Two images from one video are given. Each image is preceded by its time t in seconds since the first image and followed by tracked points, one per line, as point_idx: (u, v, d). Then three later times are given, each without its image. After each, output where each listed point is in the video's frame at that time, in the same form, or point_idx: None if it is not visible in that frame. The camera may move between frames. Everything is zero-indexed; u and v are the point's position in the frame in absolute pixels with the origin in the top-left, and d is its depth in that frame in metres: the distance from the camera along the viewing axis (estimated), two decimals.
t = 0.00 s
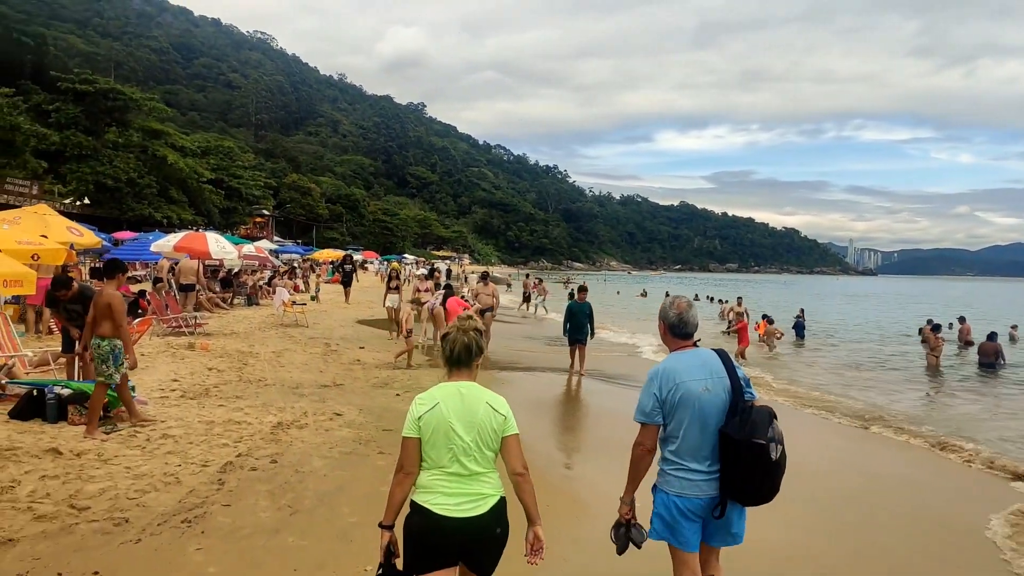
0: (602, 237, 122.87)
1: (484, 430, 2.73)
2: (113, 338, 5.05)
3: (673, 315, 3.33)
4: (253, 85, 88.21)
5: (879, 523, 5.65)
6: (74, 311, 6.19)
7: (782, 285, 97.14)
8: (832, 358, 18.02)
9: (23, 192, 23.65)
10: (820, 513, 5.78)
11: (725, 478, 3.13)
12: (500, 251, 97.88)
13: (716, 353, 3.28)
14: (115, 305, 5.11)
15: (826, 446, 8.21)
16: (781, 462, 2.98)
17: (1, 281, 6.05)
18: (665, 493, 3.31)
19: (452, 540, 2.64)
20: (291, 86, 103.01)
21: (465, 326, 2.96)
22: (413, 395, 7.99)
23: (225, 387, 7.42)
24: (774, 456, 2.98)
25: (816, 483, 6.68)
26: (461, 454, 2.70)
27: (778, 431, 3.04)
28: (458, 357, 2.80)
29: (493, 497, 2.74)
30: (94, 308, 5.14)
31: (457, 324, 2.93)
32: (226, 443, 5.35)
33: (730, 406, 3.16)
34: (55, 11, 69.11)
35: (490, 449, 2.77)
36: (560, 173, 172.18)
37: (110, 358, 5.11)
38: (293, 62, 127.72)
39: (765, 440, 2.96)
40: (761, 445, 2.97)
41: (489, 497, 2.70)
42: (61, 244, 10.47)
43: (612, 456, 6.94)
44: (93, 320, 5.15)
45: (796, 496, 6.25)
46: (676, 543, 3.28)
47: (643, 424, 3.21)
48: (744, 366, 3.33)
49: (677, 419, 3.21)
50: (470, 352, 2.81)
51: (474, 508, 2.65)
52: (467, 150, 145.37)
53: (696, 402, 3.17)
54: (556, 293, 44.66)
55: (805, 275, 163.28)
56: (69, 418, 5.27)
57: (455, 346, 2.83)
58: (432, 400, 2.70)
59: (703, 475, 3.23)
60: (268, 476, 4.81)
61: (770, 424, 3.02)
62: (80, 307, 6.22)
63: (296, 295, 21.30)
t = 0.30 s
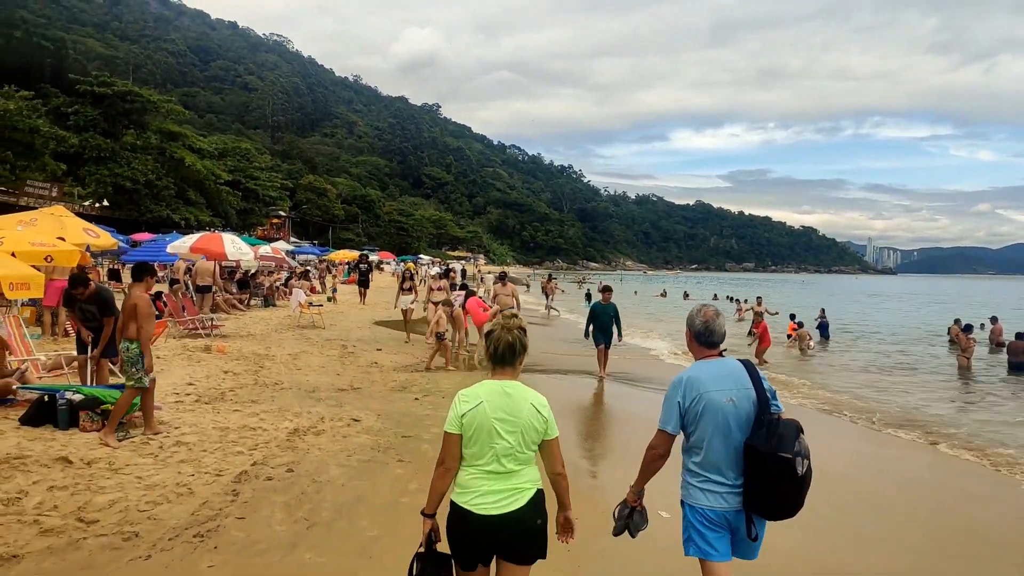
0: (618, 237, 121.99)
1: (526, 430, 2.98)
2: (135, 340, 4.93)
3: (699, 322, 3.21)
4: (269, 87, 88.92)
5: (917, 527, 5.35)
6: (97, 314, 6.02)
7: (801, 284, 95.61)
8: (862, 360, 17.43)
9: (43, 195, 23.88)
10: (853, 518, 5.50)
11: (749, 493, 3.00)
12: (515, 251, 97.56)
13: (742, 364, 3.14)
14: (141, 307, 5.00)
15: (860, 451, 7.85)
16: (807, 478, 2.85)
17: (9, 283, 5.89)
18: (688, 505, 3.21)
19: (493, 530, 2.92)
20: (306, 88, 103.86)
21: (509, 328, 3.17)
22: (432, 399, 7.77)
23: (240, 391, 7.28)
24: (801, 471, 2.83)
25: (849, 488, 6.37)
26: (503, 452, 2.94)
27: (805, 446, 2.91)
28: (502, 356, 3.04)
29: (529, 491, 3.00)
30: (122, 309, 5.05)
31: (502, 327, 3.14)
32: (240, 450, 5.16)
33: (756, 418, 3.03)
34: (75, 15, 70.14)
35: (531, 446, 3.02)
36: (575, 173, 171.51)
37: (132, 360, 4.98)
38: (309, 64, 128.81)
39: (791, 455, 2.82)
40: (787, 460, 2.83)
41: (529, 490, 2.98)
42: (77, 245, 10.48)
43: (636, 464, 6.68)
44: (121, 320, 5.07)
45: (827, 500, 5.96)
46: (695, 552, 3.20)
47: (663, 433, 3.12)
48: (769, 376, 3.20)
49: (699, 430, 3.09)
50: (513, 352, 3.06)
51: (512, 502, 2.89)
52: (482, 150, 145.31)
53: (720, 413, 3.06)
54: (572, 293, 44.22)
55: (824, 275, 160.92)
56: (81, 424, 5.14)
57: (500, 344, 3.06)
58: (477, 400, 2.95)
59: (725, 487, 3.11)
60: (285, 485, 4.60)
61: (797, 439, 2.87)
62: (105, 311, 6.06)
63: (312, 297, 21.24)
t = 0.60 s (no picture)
0: (631, 236, 121.37)
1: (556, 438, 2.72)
2: (153, 338, 4.87)
3: (725, 315, 3.07)
4: (283, 87, 89.43)
5: (960, 558, 4.95)
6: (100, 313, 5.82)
7: (818, 283, 94.46)
8: (887, 361, 16.92)
9: (58, 194, 24.02)
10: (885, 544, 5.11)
11: (765, 490, 2.87)
12: (528, 250, 97.33)
13: (765, 360, 3.00)
14: (161, 305, 4.93)
15: (893, 461, 7.42)
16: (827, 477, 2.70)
17: (5, 285, 5.73)
18: (702, 500, 3.06)
19: (519, 543, 2.62)
20: (319, 87, 104.41)
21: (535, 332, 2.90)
22: (447, 404, 7.50)
23: (250, 396, 7.06)
24: (820, 470, 2.67)
25: (884, 506, 5.98)
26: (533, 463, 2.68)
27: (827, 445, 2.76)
28: (530, 366, 2.76)
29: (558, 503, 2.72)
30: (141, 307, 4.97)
31: (529, 331, 2.88)
32: (248, 460, 4.91)
33: (777, 414, 2.89)
34: (92, 16, 70.90)
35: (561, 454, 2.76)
36: (588, 172, 170.97)
37: (149, 359, 4.92)
38: (323, 64, 129.50)
39: (811, 453, 2.67)
40: (805, 457, 2.68)
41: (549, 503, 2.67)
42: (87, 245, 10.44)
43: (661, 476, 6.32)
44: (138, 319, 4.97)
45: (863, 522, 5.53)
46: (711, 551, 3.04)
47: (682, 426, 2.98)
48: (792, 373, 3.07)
49: (716, 424, 2.96)
50: (542, 361, 2.78)
51: (532, 512, 2.63)
52: (495, 149, 145.26)
53: (740, 408, 2.92)
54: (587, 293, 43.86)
55: (840, 274, 159.01)
56: (84, 431, 4.97)
57: (528, 353, 2.80)
58: (505, 408, 2.67)
59: (744, 484, 2.96)
60: (294, 500, 4.34)
61: (817, 436, 2.72)
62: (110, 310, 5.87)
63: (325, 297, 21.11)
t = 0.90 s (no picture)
0: (638, 236, 120.84)
1: (579, 431, 2.71)
2: (171, 344, 4.68)
3: (746, 320, 2.91)
4: (292, 87, 89.61)
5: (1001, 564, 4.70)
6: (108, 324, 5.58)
7: (827, 284, 93.64)
8: (908, 364, 16.48)
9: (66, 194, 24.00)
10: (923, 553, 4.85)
11: (799, 494, 2.70)
12: (535, 250, 97.06)
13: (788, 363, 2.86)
14: (181, 311, 4.74)
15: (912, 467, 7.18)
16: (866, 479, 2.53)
17: None
18: (728, 508, 2.87)
19: (548, 535, 2.66)
20: (328, 88, 104.66)
21: (561, 325, 2.91)
22: (458, 408, 7.25)
23: (257, 399, 6.86)
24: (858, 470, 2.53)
25: (912, 512, 5.73)
26: (555, 456, 2.69)
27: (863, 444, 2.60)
28: (558, 359, 2.77)
29: (584, 499, 2.70)
30: (158, 311, 4.76)
31: (553, 324, 2.89)
32: (251, 469, 4.67)
33: (807, 417, 2.74)
34: (101, 17, 71.27)
35: (586, 446, 2.75)
36: (596, 172, 170.53)
37: (162, 365, 4.72)
38: (331, 64, 129.76)
39: (849, 451, 2.53)
40: (843, 457, 2.54)
41: (581, 496, 2.69)
42: (93, 244, 10.32)
43: (685, 484, 5.99)
44: (153, 323, 4.77)
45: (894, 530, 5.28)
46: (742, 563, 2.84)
47: (710, 433, 2.79)
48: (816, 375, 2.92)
49: (747, 430, 2.77)
50: (568, 354, 2.80)
51: (562, 506, 2.65)
52: (503, 149, 145.06)
53: (769, 412, 2.75)
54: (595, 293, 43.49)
55: (849, 275, 157.83)
56: (82, 438, 4.76)
57: (555, 347, 2.80)
58: (526, 400, 2.71)
59: (776, 494, 2.78)
60: (301, 512, 4.10)
61: (851, 435, 2.59)
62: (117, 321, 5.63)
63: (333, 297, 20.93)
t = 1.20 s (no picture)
0: (644, 236, 120.37)
1: (616, 440, 2.62)
2: (193, 352, 4.58)
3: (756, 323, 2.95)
4: (297, 88, 89.66)
5: None
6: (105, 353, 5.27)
7: (834, 284, 93.05)
8: (926, 365, 16.12)
9: (71, 194, 23.88)
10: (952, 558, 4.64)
11: (803, 496, 2.80)
12: (540, 250, 96.73)
13: (796, 363, 2.92)
14: (203, 319, 4.66)
15: (926, 468, 6.97)
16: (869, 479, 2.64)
17: None
18: (736, 505, 2.97)
19: (584, 543, 2.60)
20: (333, 88, 104.73)
21: (604, 334, 2.82)
22: (471, 414, 7.01)
23: (261, 405, 6.63)
24: (859, 472, 2.62)
25: (941, 516, 5.48)
26: (592, 463, 2.62)
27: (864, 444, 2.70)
28: (598, 367, 2.67)
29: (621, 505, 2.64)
30: (175, 319, 4.63)
31: (598, 334, 2.80)
32: (256, 481, 4.43)
33: (812, 417, 2.82)
34: (107, 18, 71.44)
35: (623, 455, 2.65)
36: (601, 173, 170.14)
37: (179, 372, 4.58)
38: (336, 65, 129.84)
39: (851, 454, 2.62)
40: (847, 460, 2.62)
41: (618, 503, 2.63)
42: (96, 246, 10.13)
43: (709, 488, 5.71)
44: (170, 329, 4.64)
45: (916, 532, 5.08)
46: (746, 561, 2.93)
47: (720, 435, 2.85)
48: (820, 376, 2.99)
49: (755, 431, 2.84)
50: (605, 360, 2.69)
51: (600, 512, 2.59)
52: (507, 150, 144.88)
53: (778, 413, 2.81)
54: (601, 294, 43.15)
55: (856, 274, 156.94)
56: (79, 448, 4.54)
57: (596, 356, 2.70)
58: (564, 407, 2.66)
59: (782, 492, 2.86)
60: (308, 529, 3.85)
61: (853, 437, 2.67)
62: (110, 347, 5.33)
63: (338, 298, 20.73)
